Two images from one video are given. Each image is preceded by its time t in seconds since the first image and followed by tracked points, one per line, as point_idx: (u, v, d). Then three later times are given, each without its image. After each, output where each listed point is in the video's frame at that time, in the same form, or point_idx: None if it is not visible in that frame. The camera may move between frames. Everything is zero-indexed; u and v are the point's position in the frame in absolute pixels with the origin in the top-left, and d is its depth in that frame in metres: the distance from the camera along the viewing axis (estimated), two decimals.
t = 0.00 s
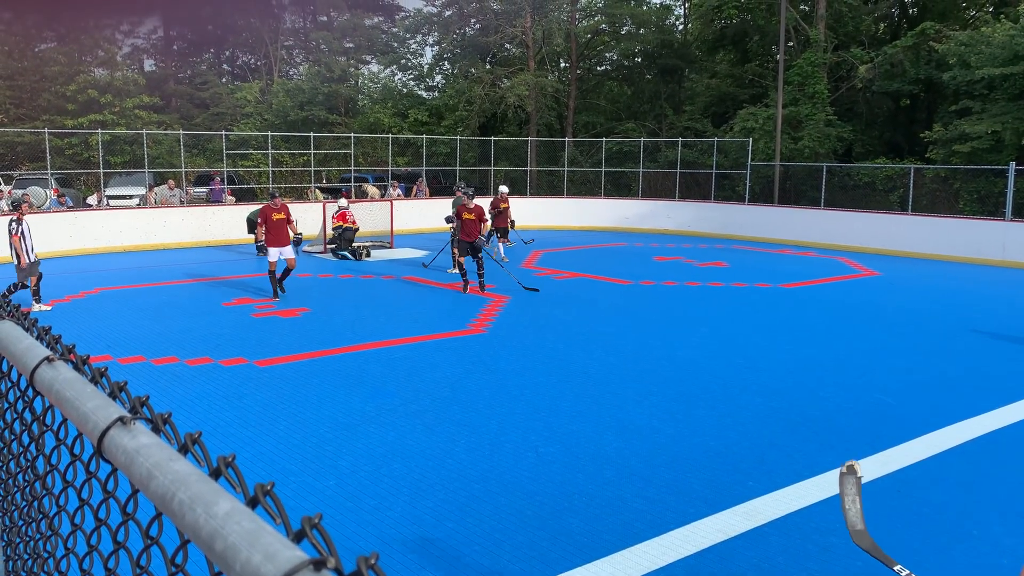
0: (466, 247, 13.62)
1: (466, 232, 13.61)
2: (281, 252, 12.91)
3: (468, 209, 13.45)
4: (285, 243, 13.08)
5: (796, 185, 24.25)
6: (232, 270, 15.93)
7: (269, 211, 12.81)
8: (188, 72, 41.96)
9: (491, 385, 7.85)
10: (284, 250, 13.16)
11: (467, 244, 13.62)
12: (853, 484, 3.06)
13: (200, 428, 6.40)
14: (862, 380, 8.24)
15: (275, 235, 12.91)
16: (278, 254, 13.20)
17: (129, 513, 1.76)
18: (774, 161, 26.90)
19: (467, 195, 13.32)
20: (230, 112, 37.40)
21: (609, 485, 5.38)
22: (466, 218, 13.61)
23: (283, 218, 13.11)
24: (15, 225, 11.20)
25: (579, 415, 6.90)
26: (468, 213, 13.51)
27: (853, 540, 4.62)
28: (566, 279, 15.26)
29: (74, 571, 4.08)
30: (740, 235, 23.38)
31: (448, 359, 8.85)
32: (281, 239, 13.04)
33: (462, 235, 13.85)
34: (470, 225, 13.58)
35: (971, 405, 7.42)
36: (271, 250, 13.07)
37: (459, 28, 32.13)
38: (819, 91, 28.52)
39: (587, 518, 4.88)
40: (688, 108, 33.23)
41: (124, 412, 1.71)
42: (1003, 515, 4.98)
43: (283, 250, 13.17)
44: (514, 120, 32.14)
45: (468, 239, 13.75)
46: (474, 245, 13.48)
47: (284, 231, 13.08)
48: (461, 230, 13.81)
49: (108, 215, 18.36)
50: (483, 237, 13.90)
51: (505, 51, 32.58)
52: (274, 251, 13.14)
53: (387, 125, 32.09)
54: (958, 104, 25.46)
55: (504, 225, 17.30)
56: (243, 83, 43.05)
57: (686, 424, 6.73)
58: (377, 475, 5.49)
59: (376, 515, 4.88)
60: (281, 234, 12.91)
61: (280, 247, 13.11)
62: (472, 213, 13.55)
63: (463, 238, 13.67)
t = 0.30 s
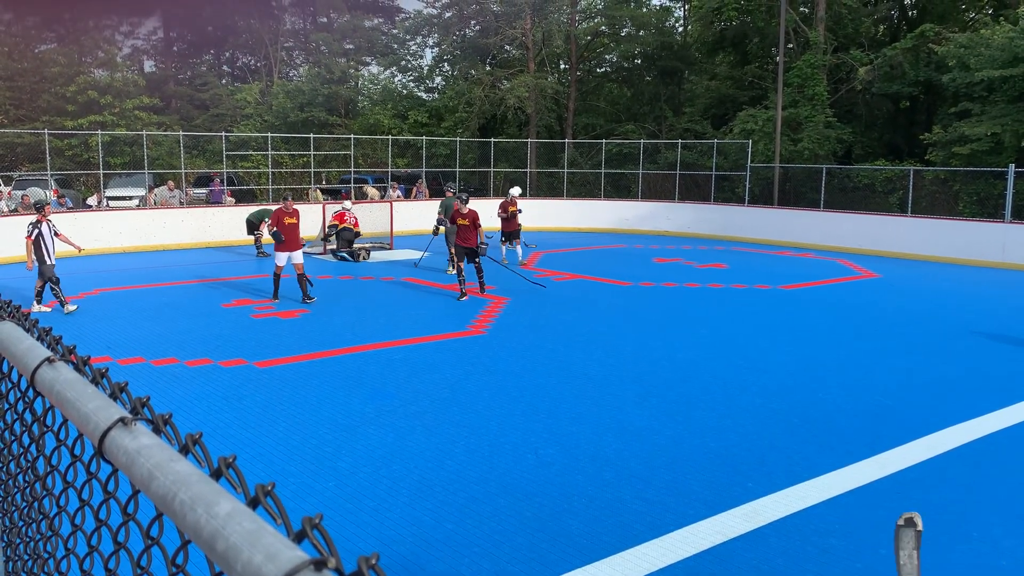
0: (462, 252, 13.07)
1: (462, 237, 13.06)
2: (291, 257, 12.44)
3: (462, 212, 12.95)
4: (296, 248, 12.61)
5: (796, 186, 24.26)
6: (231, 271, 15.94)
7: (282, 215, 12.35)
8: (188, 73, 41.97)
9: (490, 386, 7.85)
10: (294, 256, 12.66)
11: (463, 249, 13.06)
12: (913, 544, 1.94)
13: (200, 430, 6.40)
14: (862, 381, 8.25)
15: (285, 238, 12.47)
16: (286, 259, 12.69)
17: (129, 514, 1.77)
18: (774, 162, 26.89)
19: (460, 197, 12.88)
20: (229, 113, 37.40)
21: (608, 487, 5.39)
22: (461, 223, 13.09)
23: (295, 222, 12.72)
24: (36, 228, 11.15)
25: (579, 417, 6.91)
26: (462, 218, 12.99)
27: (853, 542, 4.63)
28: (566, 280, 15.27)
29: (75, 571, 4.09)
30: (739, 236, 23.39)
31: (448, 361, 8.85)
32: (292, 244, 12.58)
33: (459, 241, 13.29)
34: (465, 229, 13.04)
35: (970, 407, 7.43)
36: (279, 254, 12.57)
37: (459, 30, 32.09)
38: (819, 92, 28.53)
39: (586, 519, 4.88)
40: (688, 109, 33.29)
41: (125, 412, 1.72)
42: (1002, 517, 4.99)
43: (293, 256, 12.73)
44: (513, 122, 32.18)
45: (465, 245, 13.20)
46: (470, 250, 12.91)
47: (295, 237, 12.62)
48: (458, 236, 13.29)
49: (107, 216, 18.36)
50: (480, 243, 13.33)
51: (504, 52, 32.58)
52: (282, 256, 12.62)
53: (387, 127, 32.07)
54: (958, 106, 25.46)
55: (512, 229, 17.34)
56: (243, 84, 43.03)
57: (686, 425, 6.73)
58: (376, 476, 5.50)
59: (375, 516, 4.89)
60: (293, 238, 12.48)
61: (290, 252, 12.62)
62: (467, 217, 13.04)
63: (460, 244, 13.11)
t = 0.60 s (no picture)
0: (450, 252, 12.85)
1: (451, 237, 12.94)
2: (304, 258, 12.25)
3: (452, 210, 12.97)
4: (310, 248, 12.40)
5: (795, 186, 24.27)
6: (229, 272, 15.93)
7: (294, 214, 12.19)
8: (187, 73, 41.97)
9: (489, 386, 7.84)
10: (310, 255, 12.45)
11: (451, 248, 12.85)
12: None
13: (199, 430, 6.40)
14: (860, 381, 8.26)
15: (299, 238, 12.32)
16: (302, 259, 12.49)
17: (128, 514, 1.76)
18: (772, 163, 26.92)
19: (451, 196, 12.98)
20: (228, 113, 37.50)
21: (606, 487, 5.39)
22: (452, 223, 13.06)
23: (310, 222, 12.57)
24: (56, 228, 11.19)
25: (577, 417, 6.91)
26: (452, 216, 12.99)
27: (853, 542, 4.63)
28: (565, 280, 15.28)
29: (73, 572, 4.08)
30: (738, 237, 23.39)
31: (447, 361, 8.85)
32: (305, 243, 12.37)
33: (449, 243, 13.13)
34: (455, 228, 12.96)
35: (969, 408, 7.43)
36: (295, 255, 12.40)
37: (458, 29, 32.09)
38: (817, 93, 28.55)
39: (585, 519, 4.88)
40: (687, 110, 33.27)
41: (123, 412, 1.72)
42: (1001, 517, 4.99)
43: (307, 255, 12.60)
44: (512, 122, 32.20)
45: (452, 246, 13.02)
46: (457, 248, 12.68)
47: (309, 237, 12.42)
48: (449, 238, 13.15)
49: (106, 216, 18.34)
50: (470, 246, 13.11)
51: (503, 53, 32.57)
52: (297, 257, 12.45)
53: (385, 127, 31.98)
54: (956, 107, 25.49)
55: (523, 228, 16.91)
56: (242, 84, 43.00)
57: (683, 426, 6.74)
58: (376, 476, 5.50)
59: (373, 517, 4.88)
60: (306, 237, 12.34)
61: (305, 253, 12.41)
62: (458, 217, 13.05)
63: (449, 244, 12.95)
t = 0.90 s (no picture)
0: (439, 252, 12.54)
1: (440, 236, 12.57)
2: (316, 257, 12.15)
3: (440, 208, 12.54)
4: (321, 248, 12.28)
5: (793, 183, 24.28)
6: (228, 269, 15.92)
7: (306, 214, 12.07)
8: (185, 70, 41.93)
9: (488, 383, 7.84)
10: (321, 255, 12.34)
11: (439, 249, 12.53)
12: None
13: (198, 427, 6.39)
14: (858, 378, 8.27)
15: (310, 237, 12.19)
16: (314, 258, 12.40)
17: (124, 512, 1.75)
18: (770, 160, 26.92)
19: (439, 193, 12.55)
20: (226, 110, 37.57)
21: (604, 484, 5.39)
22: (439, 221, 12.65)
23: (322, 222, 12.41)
24: (74, 227, 10.87)
25: (576, 414, 6.91)
26: (440, 215, 12.58)
27: (851, 539, 4.64)
28: (563, 277, 15.27)
29: (71, 570, 4.07)
30: (736, 233, 23.38)
31: (446, 358, 8.84)
32: (316, 243, 12.25)
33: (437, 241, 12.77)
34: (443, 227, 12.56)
35: (967, 404, 7.44)
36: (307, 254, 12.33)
37: (456, 26, 32.48)
38: (815, 89, 28.57)
39: (583, 516, 4.88)
40: (685, 106, 33.26)
41: (120, 410, 1.71)
42: (998, 513, 5.00)
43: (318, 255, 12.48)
44: (510, 119, 32.22)
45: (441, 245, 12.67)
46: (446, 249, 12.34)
47: (320, 236, 12.28)
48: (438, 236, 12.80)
49: (103, 213, 18.30)
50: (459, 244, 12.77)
51: (501, 49, 32.53)
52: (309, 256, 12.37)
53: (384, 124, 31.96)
54: (954, 103, 25.52)
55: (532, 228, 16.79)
56: (240, 81, 42.98)
57: (682, 422, 6.74)
58: (374, 474, 5.49)
59: (372, 514, 4.88)
60: (316, 237, 12.19)
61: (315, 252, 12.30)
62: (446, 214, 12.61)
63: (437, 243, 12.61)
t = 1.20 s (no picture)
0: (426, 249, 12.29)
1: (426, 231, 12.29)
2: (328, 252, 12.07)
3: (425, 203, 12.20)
4: (333, 242, 12.17)
5: (790, 175, 24.27)
6: (225, 264, 15.90)
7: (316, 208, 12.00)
8: (181, 65, 41.79)
9: (486, 377, 7.84)
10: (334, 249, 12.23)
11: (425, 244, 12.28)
12: None
13: (196, 423, 6.39)
14: (855, 370, 8.28)
15: (321, 231, 12.12)
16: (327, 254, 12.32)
17: (124, 507, 1.75)
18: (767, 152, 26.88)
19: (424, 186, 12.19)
20: (223, 104, 37.61)
21: (602, 476, 5.39)
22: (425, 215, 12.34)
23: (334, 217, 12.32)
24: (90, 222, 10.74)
25: (574, 407, 6.92)
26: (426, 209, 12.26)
27: (849, 530, 4.65)
28: (561, 271, 15.26)
29: (71, 565, 4.08)
30: (734, 226, 23.38)
31: (444, 352, 8.85)
32: (327, 238, 12.16)
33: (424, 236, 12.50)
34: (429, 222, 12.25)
35: (964, 395, 7.45)
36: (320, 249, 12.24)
37: (453, 19, 32.76)
38: (813, 81, 28.57)
39: (582, 509, 4.89)
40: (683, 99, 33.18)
41: (118, 404, 1.71)
42: (995, 504, 5.02)
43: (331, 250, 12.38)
44: (508, 112, 32.16)
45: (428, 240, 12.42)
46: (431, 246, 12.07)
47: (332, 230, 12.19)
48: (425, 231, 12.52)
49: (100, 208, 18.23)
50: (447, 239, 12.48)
51: (498, 43, 32.41)
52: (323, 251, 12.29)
53: (380, 118, 31.75)
54: (951, 95, 25.51)
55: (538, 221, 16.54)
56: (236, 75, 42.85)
57: (680, 415, 6.75)
58: (373, 467, 5.49)
59: (371, 507, 4.89)
60: (326, 231, 12.10)
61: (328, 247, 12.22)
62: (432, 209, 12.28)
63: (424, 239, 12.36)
